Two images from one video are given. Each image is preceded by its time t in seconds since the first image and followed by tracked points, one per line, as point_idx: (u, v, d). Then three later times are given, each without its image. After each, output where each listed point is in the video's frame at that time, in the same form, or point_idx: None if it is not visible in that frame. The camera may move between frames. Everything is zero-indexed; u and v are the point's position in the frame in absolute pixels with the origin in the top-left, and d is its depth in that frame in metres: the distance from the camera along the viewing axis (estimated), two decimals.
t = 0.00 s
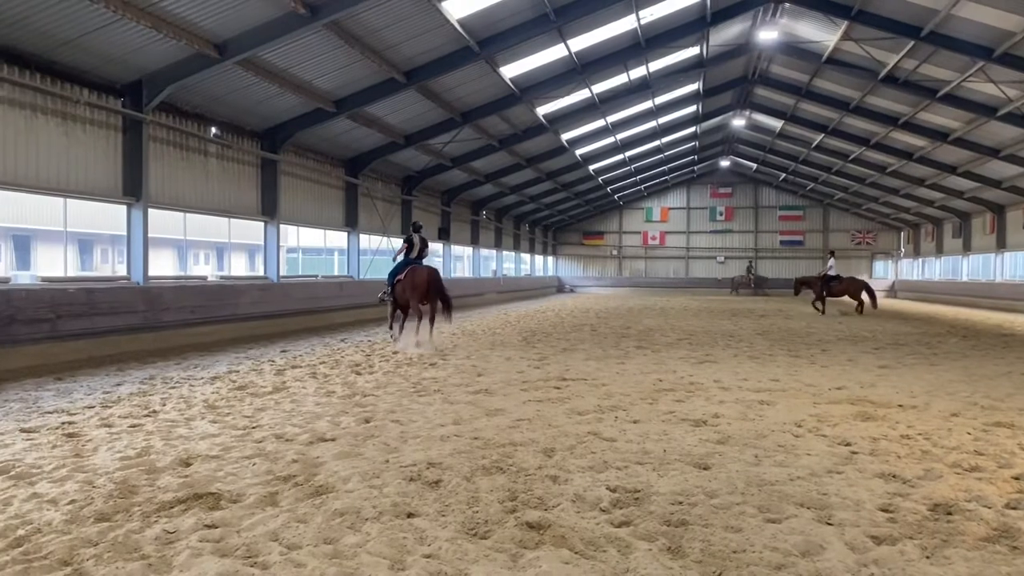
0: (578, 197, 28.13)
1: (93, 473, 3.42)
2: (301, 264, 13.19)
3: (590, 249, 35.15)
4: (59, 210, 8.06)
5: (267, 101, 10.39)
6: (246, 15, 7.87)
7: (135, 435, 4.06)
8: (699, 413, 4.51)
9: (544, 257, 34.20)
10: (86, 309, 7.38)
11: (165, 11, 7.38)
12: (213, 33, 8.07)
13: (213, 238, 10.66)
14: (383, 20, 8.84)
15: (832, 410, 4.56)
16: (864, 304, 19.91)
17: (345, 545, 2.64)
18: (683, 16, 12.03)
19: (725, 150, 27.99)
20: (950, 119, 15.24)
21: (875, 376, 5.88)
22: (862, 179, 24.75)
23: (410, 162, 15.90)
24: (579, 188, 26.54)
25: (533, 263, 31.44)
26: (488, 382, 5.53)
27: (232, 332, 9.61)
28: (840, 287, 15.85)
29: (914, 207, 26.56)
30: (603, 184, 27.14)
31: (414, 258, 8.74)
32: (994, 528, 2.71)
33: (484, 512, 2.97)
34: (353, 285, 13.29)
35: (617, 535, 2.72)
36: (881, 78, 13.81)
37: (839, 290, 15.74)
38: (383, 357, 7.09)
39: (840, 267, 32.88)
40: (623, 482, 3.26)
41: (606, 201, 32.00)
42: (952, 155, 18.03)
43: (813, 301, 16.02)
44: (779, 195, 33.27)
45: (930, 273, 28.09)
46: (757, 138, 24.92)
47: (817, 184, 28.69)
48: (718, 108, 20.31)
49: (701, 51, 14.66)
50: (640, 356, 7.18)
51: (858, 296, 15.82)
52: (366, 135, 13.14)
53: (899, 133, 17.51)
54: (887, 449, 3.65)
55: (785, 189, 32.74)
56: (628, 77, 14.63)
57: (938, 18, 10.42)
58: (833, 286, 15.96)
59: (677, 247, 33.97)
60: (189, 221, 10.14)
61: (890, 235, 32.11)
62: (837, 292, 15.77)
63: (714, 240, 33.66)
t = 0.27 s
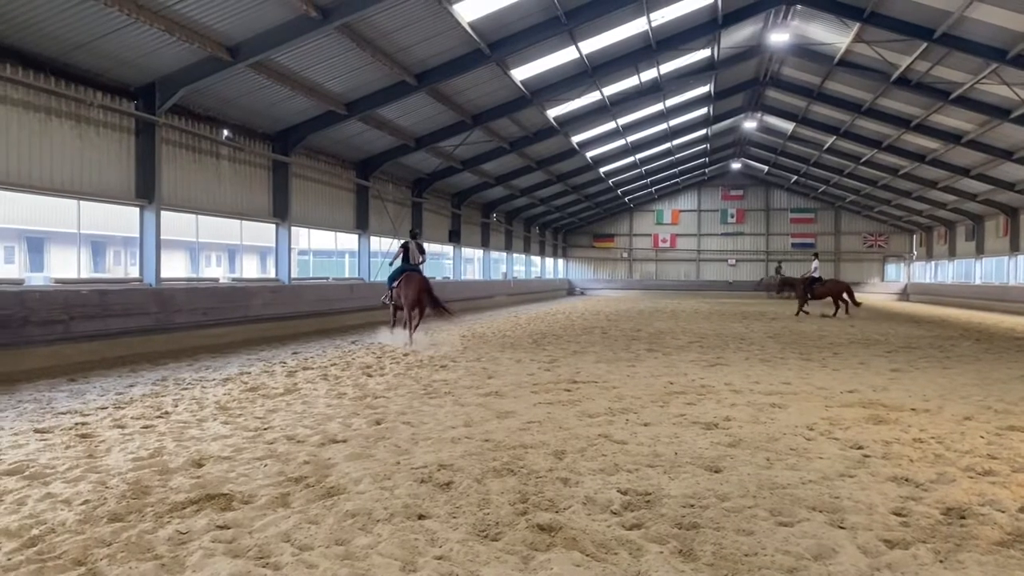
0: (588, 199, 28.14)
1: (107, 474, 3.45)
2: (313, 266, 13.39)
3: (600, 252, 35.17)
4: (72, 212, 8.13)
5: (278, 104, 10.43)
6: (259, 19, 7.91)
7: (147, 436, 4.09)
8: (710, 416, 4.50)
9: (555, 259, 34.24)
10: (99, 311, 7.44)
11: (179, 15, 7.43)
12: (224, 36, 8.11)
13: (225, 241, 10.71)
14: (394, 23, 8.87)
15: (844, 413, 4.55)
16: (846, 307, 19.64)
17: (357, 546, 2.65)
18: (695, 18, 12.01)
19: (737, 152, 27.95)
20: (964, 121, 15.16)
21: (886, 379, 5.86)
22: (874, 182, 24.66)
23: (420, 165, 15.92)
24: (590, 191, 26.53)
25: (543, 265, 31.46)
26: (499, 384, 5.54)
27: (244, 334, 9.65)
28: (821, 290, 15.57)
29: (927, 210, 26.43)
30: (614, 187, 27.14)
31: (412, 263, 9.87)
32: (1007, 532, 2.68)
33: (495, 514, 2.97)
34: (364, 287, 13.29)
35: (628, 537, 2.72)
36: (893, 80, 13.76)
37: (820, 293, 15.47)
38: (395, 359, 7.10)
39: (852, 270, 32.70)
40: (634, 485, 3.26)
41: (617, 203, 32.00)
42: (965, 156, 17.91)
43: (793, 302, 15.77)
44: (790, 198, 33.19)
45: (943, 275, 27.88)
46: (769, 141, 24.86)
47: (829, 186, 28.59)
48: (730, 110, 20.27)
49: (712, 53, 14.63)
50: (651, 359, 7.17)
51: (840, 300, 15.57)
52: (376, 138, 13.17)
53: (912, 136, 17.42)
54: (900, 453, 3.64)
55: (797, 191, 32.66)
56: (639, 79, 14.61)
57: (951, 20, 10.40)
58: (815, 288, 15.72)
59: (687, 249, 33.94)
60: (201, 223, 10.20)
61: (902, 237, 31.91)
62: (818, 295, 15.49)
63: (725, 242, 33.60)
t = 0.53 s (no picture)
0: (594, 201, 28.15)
1: (113, 474, 3.46)
2: (319, 268, 13.29)
3: (606, 253, 35.14)
4: (80, 213, 8.17)
5: (284, 106, 10.46)
6: (264, 21, 7.93)
7: (154, 436, 4.10)
8: (716, 418, 4.50)
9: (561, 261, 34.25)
10: (106, 311, 7.46)
11: (185, 17, 7.45)
12: (231, 38, 8.13)
13: (232, 242, 10.73)
14: (400, 25, 8.89)
15: (850, 416, 4.53)
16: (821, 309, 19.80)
17: (363, 547, 2.65)
18: (700, 20, 12.00)
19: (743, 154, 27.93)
20: (970, 123, 15.12)
21: (894, 382, 5.84)
22: (880, 184, 24.62)
23: (425, 166, 15.94)
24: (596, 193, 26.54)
25: (549, 267, 31.48)
26: (504, 386, 5.54)
27: (250, 335, 9.67)
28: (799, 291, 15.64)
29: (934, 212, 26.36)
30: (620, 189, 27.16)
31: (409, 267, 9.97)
32: (1013, 535, 2.67)
33: (500, 515, 2.97)
34: (370, 288, 13.30)
35: (633, 539, 2.72)
36: (899, 82, 13.73)
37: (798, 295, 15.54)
38: (400, 361, 7.11)
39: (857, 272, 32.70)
40: (639, 487, 3.26)
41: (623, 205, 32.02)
42: (973, 159, 17.85)
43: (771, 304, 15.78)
44: (797, 200, 33.14)
45: (950, 277, 27.80)
46: (775, 143, 24.84)
47: (835, 188, 28.55)
48: (736, 112, 20.27)
49: (718, 56, 14.62)
50: (656, 361, 7.17)
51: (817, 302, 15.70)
52: (382, 140, 13.19)
53: (918, 138, 17.38)
54: (906, 456, 3.63)
55: (803, 193, 32.62)
56: (645, 81, 14.61)
57: (958, 22, 10.38)
58: (792, 290, 15.81)
59: (694, 252, 33.94)
60: (208, 224, 10.22)
61: (909, 239, 31.86)
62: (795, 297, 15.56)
63: (731, 245, 33.58)
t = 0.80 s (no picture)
0: (596, 203, 28.16)
1: (116, 475, 3.46)
2: (321, 269, 13.22)
3: (608, 255, 35.11)
4: (83, 214, 8.19)
5: (287, 107, 10.48)
6: (267, 23, 7.95)
7: (156, 437, 4.10)
8: (718, 420, 4.49)
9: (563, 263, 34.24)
10: (109, 312, 7.47)
11: (188, 18, 7.47)
12: (234, 40, 8.15)
13: (235, 243, 10.73)
14: (402, 27, 8.90)
15: (853, 417, 4.53)
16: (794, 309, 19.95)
17: (364, 548, 2.66)
18: (702, 22, 12.00)
19: (745, 155, 27.93)
20: (973, 125, 15.09)
21: (896, 384, 5.83)
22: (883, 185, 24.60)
23: (428, 168, 15.95)
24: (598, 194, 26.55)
25: (551, 268, 31.47)
26: (506, 387, 5.54)
27: (251, 337, 9.66)
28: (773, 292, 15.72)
29: (936, 213, 26.35)
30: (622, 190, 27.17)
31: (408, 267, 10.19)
32: (1016, 538, 2.67)
33: (502, 517, 2.97)
34: (372, 290, 13.29)
35: (635, 541, 2.71)
36: (901, 83, 13.72)
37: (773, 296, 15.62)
38: (402, 362, 7.11)
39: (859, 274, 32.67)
40: (641, 488, 3.26)
41: (625, 206, 32.02)
42: (975, 160, 17.82)
43: (745, 305, 15.81)
44: (799, 201, 33.13)
45: (952, 279, 27.74)
46: (777, 144, 24.85)
47: (837, 189, 28.54)
48: (738, 113, 20.27)
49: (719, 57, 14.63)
50: (658, 362, 7.15)
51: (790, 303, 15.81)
52: (383, 141, 13.21)
53: (919, 139, 17.37)
54: (909, 458, 3.62)
55: (805, 194, 32.63)
56: (647, 83, 14.62)
57: (960, 24, 10.38)
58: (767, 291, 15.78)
59: (696, 253, 33.93)
60: (211, 225, 10.23)
61: (911, 241, 31.67)
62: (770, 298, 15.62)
63: (733, 246, 33.58)
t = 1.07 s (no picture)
0: (596, 204, 28.18)
1: (115, 475, 3.46)
2: (321, 270, 13.19)
3: (608, 256, 35.10)
4: (83, 214, 8.19)
5: (286, 108, 10.48)
6: (268, 23, 7.96)
7: (156, 438, 4.10)
8: (718, 420, 4.49)
9: (563, 263, 34.25)
10: (109, 313, 7.46)
11: (188, 18, 7.47)
12: (234, 40, 8.16)
13: (235, 244, 10.72)
14: (402, 28, 8.90)
15: (852, 418, 4.53)
16: (770, 310, 20.13)
17: (364, 549, 2.66)
18: (702, 23, 12.02)
19: (744, 156, 27.95)
20: (972, 125, 15.09)
21: (896, 384, 5.83)
22: (882, 187, 24.62)
23: (427, 169, 15.96)
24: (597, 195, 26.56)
25: (551, 269, 31.48)
26: (506, 387, 5.55)
27: (250, 337, 9.65)
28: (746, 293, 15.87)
29: (936, 214, 26.37)
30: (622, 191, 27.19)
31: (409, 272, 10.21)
32: (1016, 538, 2.66)
33: (502, 517, 2.97)
34: (371, 290, 13.30)
35: (635, 541, 2.71)
36: (901, 84, 13.72)
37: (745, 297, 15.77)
38: (402, 363, 7.11)
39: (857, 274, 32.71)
40: (640, 489, 3.26)
41: (624, 207, 32.03)
42: (975, 161, 17.82)
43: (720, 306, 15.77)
44: (798, 202, 33.15)
45: (952, 280, 27.73)
46: (776, 145, 24.87)
47: (836, 190, 28.55)
48: (738, 114, 20.28)
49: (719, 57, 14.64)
50: (658, 363, 7.16)
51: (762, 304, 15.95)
52: (383, 142, 13.22)
53: (919, 139, 17.38)
54: (908, 458, 3.62)
55: (804, 195, 32.65)
56: (647, 84, 14.63)
57: (960, 25, 10.39)
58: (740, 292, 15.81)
59: (696, 254, 33.93)
60: (211, 226, 10.22)
61: (911, 242, 31.73)
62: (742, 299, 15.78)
63: (732, 247, 33.59)
